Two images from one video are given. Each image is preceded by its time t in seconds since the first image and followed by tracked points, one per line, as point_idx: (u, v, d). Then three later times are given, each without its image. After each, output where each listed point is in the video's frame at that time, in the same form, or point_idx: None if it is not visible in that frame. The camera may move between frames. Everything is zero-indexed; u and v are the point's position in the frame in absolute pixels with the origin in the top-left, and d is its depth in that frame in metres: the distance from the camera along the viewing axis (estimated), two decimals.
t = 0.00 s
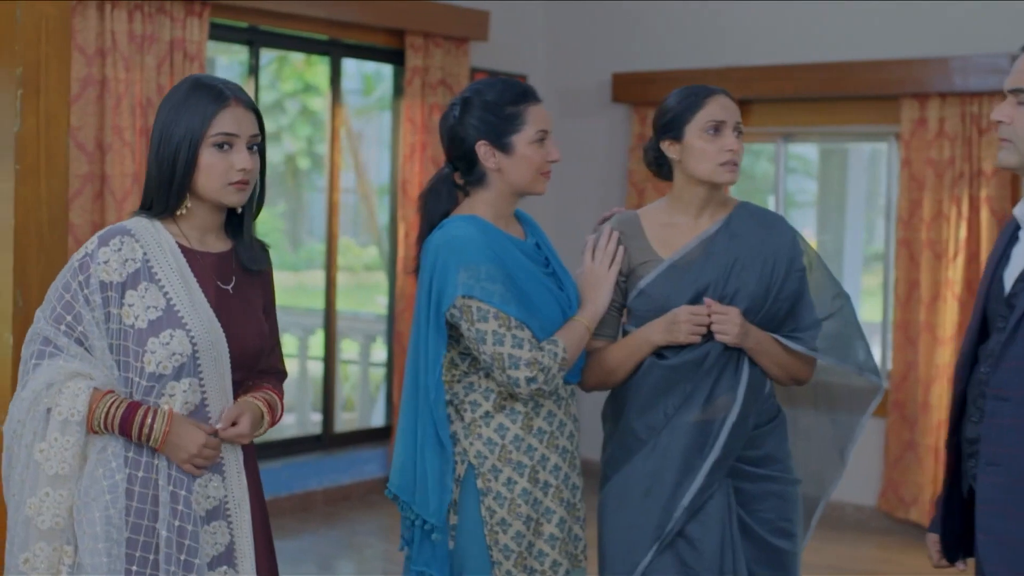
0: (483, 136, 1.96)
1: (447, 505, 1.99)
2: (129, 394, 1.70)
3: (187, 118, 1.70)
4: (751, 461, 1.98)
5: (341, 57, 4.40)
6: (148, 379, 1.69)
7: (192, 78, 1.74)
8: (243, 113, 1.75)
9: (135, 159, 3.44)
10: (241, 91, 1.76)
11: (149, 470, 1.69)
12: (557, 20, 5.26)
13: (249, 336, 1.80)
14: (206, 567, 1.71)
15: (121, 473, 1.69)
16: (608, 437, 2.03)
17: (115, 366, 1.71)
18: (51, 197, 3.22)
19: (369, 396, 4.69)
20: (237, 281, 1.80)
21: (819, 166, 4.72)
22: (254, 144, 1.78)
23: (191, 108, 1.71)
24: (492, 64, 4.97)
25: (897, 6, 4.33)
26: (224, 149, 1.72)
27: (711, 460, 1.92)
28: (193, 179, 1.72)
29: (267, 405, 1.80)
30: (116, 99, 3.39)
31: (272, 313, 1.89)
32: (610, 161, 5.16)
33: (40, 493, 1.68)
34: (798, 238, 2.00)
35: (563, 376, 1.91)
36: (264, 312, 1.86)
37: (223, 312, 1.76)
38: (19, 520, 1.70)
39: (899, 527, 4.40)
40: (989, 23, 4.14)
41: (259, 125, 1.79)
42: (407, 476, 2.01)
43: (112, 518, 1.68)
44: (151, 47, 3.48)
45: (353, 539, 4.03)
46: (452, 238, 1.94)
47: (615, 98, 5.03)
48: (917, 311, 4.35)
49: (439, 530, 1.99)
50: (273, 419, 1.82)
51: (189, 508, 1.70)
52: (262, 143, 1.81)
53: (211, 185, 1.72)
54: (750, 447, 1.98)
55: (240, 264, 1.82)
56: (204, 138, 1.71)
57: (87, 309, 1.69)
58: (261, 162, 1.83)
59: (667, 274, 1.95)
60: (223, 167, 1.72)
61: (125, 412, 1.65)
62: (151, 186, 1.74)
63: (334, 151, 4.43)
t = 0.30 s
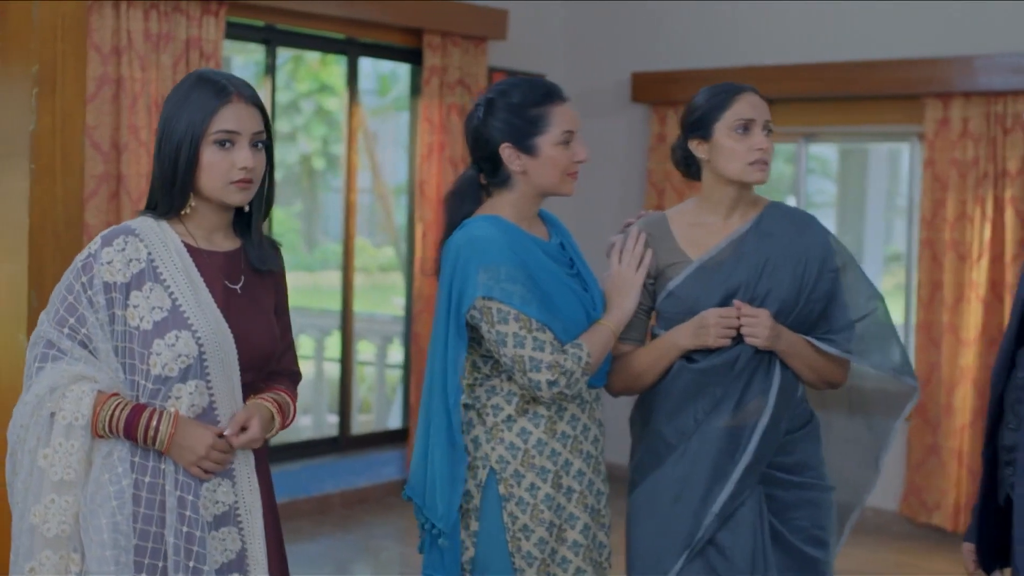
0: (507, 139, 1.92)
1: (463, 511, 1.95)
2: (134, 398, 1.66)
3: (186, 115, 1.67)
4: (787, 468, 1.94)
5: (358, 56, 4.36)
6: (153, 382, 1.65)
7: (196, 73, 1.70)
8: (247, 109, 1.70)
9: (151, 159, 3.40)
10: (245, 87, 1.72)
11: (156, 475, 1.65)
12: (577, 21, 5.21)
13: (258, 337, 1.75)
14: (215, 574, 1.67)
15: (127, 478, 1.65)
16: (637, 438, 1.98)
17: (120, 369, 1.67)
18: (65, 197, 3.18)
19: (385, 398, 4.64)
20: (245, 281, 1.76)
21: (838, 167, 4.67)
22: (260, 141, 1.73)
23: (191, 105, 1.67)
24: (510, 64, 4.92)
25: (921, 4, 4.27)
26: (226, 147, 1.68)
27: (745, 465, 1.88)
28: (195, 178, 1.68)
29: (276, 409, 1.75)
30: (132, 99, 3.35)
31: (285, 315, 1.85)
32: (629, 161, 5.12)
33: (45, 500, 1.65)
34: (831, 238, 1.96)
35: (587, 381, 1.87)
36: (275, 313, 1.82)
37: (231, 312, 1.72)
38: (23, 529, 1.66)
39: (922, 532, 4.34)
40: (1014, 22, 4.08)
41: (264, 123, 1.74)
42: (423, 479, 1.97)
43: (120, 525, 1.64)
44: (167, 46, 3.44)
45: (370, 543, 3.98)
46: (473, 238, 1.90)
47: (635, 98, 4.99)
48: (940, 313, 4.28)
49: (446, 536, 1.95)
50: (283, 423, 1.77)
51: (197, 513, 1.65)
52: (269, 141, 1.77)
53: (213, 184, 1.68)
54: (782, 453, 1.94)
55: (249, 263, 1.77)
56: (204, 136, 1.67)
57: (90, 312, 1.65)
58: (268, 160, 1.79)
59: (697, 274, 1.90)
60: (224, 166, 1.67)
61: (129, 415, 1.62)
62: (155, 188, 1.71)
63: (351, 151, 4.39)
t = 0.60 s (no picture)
0: (534, 142, 1.87)
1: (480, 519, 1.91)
2: (135, 406, 1.61)
3: (185, 113, 1.62)
4: (824, 480, 1.88)
5: (375, 57, 4.31)
6: (154, 390, 1.60)
7: (197, 70, 1.65)
8: (248, 106, 1.65)
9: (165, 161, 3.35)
10: (247, 84, 1.66)
11: (158, 487, 1.60)
12: (595, 22, 5.15)
13: (268, 342, 1.69)
14: None
15: (127, 490, 1.60)
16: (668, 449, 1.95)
17: (121, 376, 1.62)
18: (78, 199, 3.14)
19: (400, 402, 4.60)
20: (251, 285, 1.71)
21: (858, 170, 4.61)
22: (263, 139, 1.68)
23: (190, 102, 1.62)
24: (528, 66, 4.87)
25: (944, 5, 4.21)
26: (225, 147, 1.63)
27: (779, 477, 1.83)
28: (194, 178, 1.63)
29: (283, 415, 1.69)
30: (147, 101, 3.30)
31: (296, 319, 1.80)
32: (647, 164, 5.07)
33: (43, 512, 1.60)
34: (870, 243, 1.89)
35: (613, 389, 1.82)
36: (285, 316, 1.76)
37: (236, 318, 1.67)
38: (21, 542, 1.61)
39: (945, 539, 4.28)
40: None
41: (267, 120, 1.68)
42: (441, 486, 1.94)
43: (121, 538, 1.59)
44: (182, 47, 3.40)
45: (385, 550, 3.93)
46: (498, 241, 1.85)
47: (654, 100, 4.93)
48: (964, 319, 4.22)
49: (458, 546, 1.92)
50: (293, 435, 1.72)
51: (200, 527, 1.60)
52: (273, 138, 1.71)
53: (213, 183, 1.62)
54: (818, 463, 1.88)
55: (257, 266, 1.72)
56: (203, 135, 1.61)
57: (88, 318, 1.61)
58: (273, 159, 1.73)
59: (730, 281, 1.86)
60: (224, 167, 1.62)
61: (126, 424, 1.57)
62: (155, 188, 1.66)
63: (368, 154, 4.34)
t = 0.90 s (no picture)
0: (555, 146, 1.83)
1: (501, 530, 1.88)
2: (137, 417, 1.57)
3: (184, 113, 1.58)
4: (859, 493, 1.83)
5: (388, 61, 4.27)
6: (155, 401, 1.55)
7: (200, 70, 1.61)
8: (250, 107, 1.60)
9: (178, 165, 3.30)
10: (249, 83, 1.61)
11: (159, 501, 1.56)
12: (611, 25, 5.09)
13: (274, 351, 1.63)
14: None
15: (128, 505, 1.56)
16: (699, 459, 1.91)
17: (122, 387, 1.57)
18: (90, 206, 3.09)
19: (415, 408, 4.54)
20: (257, 291, 1.65)
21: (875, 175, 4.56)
22: (266, 141, 1.63)
23: (190, 102, 1.58)
24: (543, 70, 4.82)
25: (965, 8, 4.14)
26: (226, 149, 1.58)
27: (812, 490, 1.78)
28: (195, 181, 1.59)
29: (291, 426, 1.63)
30: (160, 105, 3.25)
31: (307, 326, 1.74)
32: (663, 168, 5.02)
33: (42, 526, 1.56)
34: (907, 250, 1.83)
35: (639, 400, 1.77)
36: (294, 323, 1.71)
37: (240, 326, 1.61)
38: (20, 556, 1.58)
39: (966, 549, 4.21)
40: None
41: (270, 122, 1.64)
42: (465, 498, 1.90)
43: (122, 554, 1.55)
44: (195, 50, 3.36)
45: (398, 559, 3.88)
46: (520, 247, 1.80)
47: (670, 104, 4.88)
48: (985, 327, 4.17)
49: (479, 560, 1.89)
50: (301, 445, 1.66)
51: (202, 542, 1.56)
52: (278, 139, 1.66)
53: (213, 186, 1.58)
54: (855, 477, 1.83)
55: (264, 273, 1.67)
56: (202, 138, 1.57)
57: (88, 327, 1.56)
58: (278, 160, 1.67)
59: (763, 289, 1.82)
60: (224, 170, 1.57)
61: (125, 435, 1.53)
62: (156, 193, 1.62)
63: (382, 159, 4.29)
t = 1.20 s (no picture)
0: (585, 148, 1.78)
1: (533, 545, 1.82)
2: (145, 429, 1.52)
3: (190, 114, 1.52)
4: (903, 509, 1.77)
5: (409, 65, 4.22)
6: (163, 412, 1.50)
7: (208, 70, 1.56)
8: (258, 107, 1.55)
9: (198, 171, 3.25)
10: (258, 83, 1.56)
11: (167, 516, 1.51)
12: (633, 28, 5.03)
13: (287, 361, 1.57)
14: None
15: (134, 520, 1.52)
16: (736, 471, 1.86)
17: (130, 398, 1.52)
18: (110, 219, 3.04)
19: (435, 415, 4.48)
20: (269, 298, 1.59)
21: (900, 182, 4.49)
22: (277, 143, 1.57)
23: (196, 101, 1.53)
24: (565, 74, 4.76)
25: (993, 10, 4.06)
26: (231, 152, 1.53)
27: (854, 504, 1.73)
28: (203, 184, 1.54)
29: (303, 438, 1.58)
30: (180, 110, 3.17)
31: (325, 334, 1.68)
32: (686, 173, 4.96)
33: (47, 542, 1.52)
34: (953, 258, 1.77)
35: (669, 411, 1.71)
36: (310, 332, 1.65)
37: (250, 335, 1.55)
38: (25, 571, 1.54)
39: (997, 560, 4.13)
40: None
41: (279, 122, 1.58)
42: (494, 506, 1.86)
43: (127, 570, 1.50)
44: (214, 54, 3.31)
45: (417, 570, 3.82)
46: (550, 251, 1.76)
47: (693, 108, 4.82)
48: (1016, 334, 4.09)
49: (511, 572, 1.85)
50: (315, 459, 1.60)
51: (211, 560, 1.50)
52: (288, 140, 1.60)
53: (220, 189, 1.53)
54: (899, 491, 1.77)
55: (280, 281, 1.61)
56: (208, 140, 1.52)
57: (94, 336, 1.52)
58: (289, 161, 1.62)
59: (806, 297, 1.75)
60: (230, 174, 1.52)
61: (131, 447, 1.48)
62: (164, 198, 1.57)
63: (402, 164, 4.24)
